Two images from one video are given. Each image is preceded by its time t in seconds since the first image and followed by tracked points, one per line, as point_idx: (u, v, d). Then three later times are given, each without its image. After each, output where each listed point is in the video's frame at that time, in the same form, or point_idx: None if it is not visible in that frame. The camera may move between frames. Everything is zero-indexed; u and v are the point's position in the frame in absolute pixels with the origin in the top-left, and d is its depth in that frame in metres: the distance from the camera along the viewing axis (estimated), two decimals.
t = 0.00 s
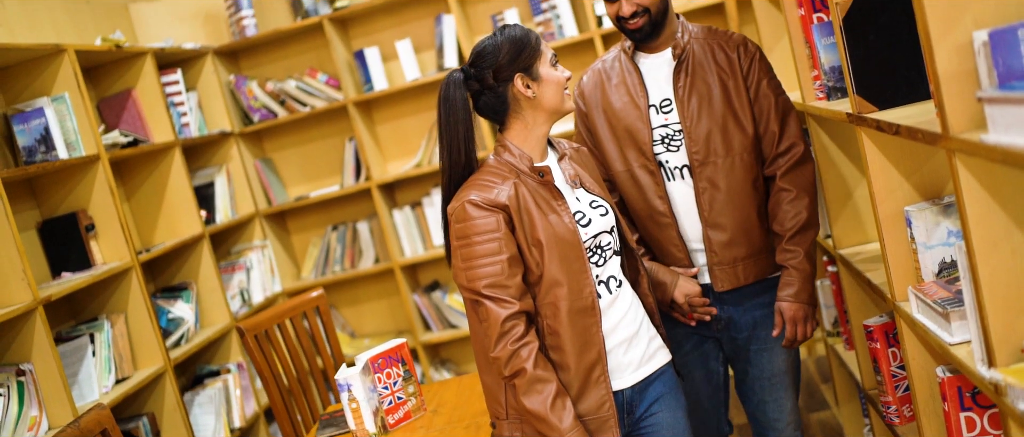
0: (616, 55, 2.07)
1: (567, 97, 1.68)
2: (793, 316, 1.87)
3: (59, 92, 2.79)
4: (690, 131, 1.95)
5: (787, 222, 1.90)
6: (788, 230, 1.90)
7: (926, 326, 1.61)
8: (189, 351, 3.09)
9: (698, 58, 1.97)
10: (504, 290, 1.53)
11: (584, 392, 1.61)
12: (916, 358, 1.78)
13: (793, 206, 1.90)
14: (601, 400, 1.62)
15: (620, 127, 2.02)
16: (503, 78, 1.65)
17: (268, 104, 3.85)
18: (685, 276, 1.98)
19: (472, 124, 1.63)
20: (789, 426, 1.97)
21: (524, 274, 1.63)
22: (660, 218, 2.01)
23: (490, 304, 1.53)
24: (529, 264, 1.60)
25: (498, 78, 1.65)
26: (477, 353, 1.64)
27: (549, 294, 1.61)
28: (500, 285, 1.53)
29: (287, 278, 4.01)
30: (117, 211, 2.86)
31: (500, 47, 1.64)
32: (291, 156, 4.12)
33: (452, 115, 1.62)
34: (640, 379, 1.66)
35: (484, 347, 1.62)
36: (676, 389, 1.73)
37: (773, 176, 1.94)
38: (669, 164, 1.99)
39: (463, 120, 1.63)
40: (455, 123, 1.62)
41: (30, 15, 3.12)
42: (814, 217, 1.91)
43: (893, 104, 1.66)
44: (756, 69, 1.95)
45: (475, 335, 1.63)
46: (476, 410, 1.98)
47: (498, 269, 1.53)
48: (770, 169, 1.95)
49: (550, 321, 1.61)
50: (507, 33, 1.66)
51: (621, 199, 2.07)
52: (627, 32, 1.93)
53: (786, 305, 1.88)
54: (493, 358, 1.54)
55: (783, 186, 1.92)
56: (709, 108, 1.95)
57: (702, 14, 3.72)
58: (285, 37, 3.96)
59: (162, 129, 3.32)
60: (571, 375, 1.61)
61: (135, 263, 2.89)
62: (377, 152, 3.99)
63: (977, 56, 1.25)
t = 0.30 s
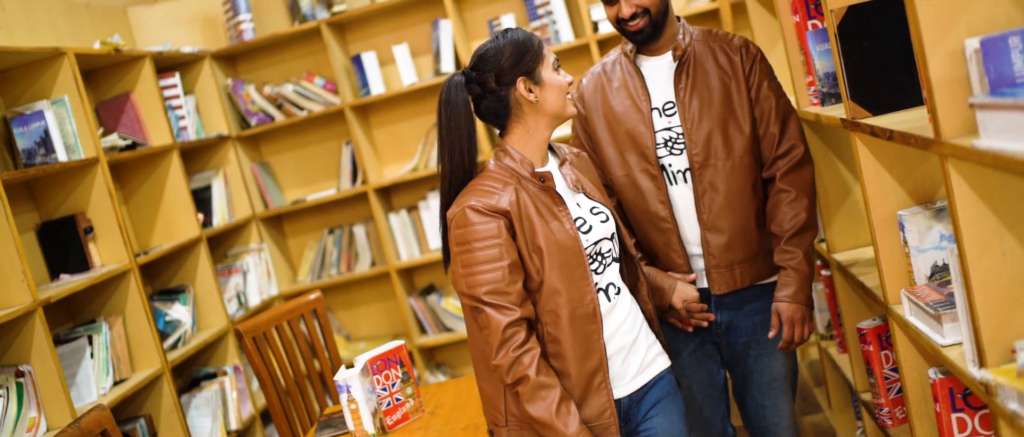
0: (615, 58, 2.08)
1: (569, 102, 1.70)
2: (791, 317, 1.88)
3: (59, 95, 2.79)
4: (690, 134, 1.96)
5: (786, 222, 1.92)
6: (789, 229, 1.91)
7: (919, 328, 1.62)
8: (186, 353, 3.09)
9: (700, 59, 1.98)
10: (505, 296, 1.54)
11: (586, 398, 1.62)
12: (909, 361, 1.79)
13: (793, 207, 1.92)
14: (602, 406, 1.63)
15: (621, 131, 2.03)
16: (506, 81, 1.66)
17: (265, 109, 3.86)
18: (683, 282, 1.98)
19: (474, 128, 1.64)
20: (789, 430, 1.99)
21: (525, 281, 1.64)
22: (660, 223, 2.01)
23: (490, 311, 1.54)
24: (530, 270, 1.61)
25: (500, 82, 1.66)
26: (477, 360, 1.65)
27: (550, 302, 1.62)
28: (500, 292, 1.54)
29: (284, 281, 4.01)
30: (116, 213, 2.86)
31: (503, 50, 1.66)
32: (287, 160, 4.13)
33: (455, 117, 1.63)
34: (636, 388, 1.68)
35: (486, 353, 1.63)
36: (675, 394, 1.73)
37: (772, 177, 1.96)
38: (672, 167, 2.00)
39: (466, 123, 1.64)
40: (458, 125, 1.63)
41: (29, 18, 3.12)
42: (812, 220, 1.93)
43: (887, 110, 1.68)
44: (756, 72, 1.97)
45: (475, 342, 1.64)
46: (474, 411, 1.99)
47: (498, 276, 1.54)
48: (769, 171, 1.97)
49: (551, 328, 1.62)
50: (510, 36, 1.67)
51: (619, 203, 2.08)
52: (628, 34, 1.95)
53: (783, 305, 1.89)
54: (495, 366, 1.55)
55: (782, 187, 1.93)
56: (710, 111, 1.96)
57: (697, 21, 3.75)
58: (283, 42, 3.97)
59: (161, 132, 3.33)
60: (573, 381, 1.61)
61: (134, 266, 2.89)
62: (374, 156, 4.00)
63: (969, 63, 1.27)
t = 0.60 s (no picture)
0: (612, 67, 2.09)
1: (568, 110, 1.70)
2: (783, 320, 1.89)
3: (53, 97, 2.78)
4: (688, 143, 1.98)
5: (780, 229, 1.93)
6: (784, 235, 1.92)
7: (906, 335, 1.64)
8: (177, 355, 3.08)
9: (698, 67, 2.01)
10: (504, 306, 1.54)
11: (584, 408, 1.64)
12: (896, 367, 1.81)
13: (789, 214, 1.93)
14: (600, 417, 1.64)
15: (617, 140, 2.04)
16: (507, 89, 1.65)
17: (258, 112, 3.85)
18: (677, 293, 1.99)
19: (474, 136, 1.64)
20: None
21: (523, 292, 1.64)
22: (657, 233, 2.02)
23: (489, 322, 1.53)
24: (528, 280, 1.61)
25: (500, 89, 1.65)
26: (473, 370, 1.65)
27: (548, 312, 1.62)
28: (499, 302, 1.54)
29: (275, 285, 4.00)
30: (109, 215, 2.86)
31: (503, 58, 1.65)
32: (280, 163, 4.12)
33: (454, 124, 1.62)
34: (630, 401, 1.69)
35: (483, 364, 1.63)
36: (670, 405, 1.75)
37: (769, 186, 1.98)
38: (669, 177, 2.02)
39: (465, 130, 1.63)
40: (457, 132, 1.63)
41: (23, 19, 3.11)
42: (807, 230, 1.94)
43: (876, 121, 1.71)
44: (751, 81, 2.00)
45: (473, 352, 1.63)
46: (467, 415, 1.99)
47: (497, 285, 1.54)
48: (766, 180, 1.99)
49: (549, 338, 1.63)
50: (510, 43, 1.67)
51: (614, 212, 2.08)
52: (625, 42, 1.97)
53: (774, 310, 1.90)
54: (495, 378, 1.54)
55: (778, 195, 1.95)
56: (707, 120, 1.98)
57: (689, 29, 3.78)
58: (276, 46, 3.97)
59: (152, 135, 3.31)
60: (571, 391, 1.62)
61: (126, 268, 2.88)
62: (366, 161, 4.00)
63: (956, 74, 1.29)
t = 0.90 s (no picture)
0: (603, 80, 2.10)
1: (566, 122, 1.69)
2: (770, 330, 1.90)
3: (43, 97, 2.77)
4: (681, 158, 2.00)
5: (769, 242, 1.96)
6: (772, 249, 1.95)
7: (887, 344, 1.67)
8: (163, 357, 3.06)
9: (690, 81, 2.03)
10: (502, 319, 1.51)
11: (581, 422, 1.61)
12: (877, 376, 1.84)
13: (777, 228, 1.97)
14: (595, 431, 1.62)
15: (609, 153, 2.05)
16: (505, 100, 1.63)
17: (247, 115, 3.84)
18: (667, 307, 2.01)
19: (472, 148, 1.62)
20: None
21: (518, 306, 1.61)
22: (646, 247, 2.03)
23: (488, 335, 1.50)
24: (523, 294, 1.58)
25: (499, 101, 1.63)
26: (467, 385, 1.61)
27: (544, 326, 1.59)
28: (497, 315, 1.51)
29: (261, 288, 3.99)
30: (97, 216, 2.84)
31: (502, 69, 1.63)
32: (268, 167, 4.12)
33: (451, 135, 1.60)
34: (622, 419, 1.68)
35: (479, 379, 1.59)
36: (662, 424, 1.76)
37: (759, 200, 2.02)
38: (659, 190, 2.03)
39: (463, 141, 1.61)
40: (455, 144, 1.60)
41: (12, 18, 3.10)
42: (795, 244, 1.98)
43: (860, 132, 1.74)
44: (742, 95, 2.03)
45: (467, 367, 1.60)
46: (453, 418, 2.00)
47: (495, 298, 1.51)
48: (756, 194, 2.02)
49: (545, 352, 1.60)
50: (509, 54, 1.65)
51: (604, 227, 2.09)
52: (618, 53, 1.98)
53: (761, 320, 1.91)
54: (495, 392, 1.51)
55: (768, 208, 1.99)
56: (699, 135, 2.01)
57: (677, 40, 3.81)
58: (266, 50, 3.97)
59: (141, 136, 3.30)
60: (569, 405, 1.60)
61: (113, 269, 2.87)
62: (354, 165, 4.00)
63: (938, 89, 1.32)
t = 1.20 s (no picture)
0: (594, 90, 2.10)
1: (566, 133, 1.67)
2: (761, 345, 1.93)
3: (35, 95, 2.76)
4: (671, 169, 2.01)
5: (756, 253, 1.99)
6: (760, 260, 1.98)
7: (870, 353, 1.69)
8: (150, 357, 3.05)
9: (680, 91, 2.05)
10: (502, 329, 1.49)
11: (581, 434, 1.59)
12: (859, 385, 1.86)
13: (765, 240, 2.00)
14: None
15: (599, 163, 2.06)
16: (505, 111, 1.60)
17: (238, 117, 3.84)
18: (658, 321, 2.03)
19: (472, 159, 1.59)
20: None
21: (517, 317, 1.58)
22: (636, 258, 2.03)
23: (488, 346, 1.47)
24: (522, 305, 1.55)
25: (500, 110, 1.60)
26: (463, 397, 1.58)
27: (543, 338, 1.56)
28: (497, 326, 1.48)
29: (249, 290, 3.98)
30: (86, 214, 2.83)
31: (502, 78, 1.60)
32: (257, 168, 4.11)
33: (450, 145, 1.58)
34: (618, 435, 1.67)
35: (475, 390, 1.56)
36: None
37: (748, 211, 2.04)
38: (650, 201, 2.04)
39: (463, 149, 1.58)
40: (454, 154, 1.58)
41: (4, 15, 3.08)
42: (782, 256, 2.01)
43: (846, 144, 1.77)
44: (731, 105, 2.05)
45: (465, 379, 1.57)
46: (440, 421, 2.01)
47: (494, 309, 1.48)
48: (745, 205, 2.05)
49: (544, 364, 1.57)
50: (509, 64, 1.62)
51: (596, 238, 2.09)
52: (610, 61, 2.00)
53: (751, 334, 1.94)
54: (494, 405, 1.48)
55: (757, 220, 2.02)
56: (690, 146, 2.03)
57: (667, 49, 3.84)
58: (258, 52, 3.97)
59: (132, 136, 3.30)
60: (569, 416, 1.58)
61: (102, 267, 2.85)
62: (344, 168, 4.00)
63: (922, 103, 1.34)
